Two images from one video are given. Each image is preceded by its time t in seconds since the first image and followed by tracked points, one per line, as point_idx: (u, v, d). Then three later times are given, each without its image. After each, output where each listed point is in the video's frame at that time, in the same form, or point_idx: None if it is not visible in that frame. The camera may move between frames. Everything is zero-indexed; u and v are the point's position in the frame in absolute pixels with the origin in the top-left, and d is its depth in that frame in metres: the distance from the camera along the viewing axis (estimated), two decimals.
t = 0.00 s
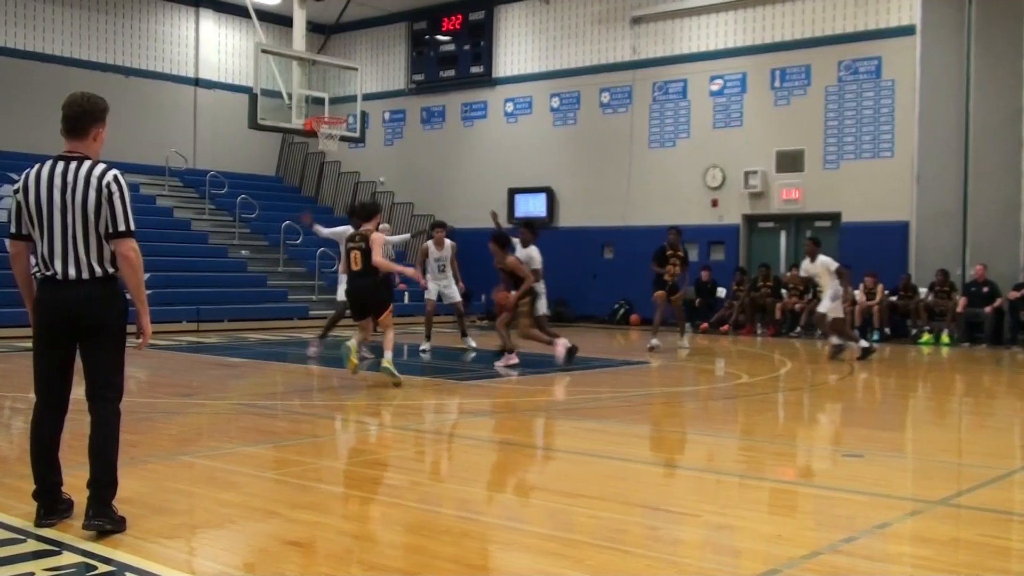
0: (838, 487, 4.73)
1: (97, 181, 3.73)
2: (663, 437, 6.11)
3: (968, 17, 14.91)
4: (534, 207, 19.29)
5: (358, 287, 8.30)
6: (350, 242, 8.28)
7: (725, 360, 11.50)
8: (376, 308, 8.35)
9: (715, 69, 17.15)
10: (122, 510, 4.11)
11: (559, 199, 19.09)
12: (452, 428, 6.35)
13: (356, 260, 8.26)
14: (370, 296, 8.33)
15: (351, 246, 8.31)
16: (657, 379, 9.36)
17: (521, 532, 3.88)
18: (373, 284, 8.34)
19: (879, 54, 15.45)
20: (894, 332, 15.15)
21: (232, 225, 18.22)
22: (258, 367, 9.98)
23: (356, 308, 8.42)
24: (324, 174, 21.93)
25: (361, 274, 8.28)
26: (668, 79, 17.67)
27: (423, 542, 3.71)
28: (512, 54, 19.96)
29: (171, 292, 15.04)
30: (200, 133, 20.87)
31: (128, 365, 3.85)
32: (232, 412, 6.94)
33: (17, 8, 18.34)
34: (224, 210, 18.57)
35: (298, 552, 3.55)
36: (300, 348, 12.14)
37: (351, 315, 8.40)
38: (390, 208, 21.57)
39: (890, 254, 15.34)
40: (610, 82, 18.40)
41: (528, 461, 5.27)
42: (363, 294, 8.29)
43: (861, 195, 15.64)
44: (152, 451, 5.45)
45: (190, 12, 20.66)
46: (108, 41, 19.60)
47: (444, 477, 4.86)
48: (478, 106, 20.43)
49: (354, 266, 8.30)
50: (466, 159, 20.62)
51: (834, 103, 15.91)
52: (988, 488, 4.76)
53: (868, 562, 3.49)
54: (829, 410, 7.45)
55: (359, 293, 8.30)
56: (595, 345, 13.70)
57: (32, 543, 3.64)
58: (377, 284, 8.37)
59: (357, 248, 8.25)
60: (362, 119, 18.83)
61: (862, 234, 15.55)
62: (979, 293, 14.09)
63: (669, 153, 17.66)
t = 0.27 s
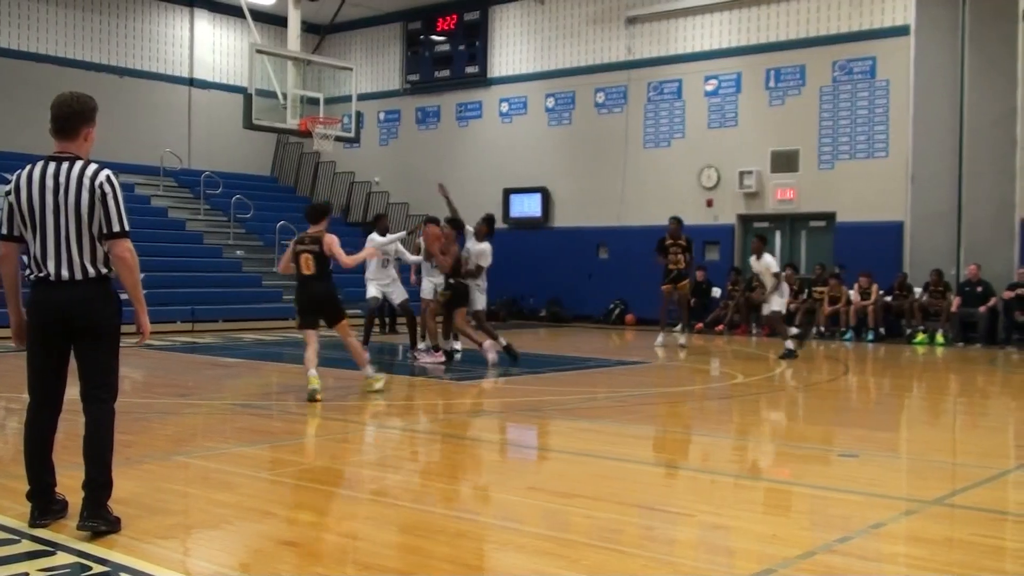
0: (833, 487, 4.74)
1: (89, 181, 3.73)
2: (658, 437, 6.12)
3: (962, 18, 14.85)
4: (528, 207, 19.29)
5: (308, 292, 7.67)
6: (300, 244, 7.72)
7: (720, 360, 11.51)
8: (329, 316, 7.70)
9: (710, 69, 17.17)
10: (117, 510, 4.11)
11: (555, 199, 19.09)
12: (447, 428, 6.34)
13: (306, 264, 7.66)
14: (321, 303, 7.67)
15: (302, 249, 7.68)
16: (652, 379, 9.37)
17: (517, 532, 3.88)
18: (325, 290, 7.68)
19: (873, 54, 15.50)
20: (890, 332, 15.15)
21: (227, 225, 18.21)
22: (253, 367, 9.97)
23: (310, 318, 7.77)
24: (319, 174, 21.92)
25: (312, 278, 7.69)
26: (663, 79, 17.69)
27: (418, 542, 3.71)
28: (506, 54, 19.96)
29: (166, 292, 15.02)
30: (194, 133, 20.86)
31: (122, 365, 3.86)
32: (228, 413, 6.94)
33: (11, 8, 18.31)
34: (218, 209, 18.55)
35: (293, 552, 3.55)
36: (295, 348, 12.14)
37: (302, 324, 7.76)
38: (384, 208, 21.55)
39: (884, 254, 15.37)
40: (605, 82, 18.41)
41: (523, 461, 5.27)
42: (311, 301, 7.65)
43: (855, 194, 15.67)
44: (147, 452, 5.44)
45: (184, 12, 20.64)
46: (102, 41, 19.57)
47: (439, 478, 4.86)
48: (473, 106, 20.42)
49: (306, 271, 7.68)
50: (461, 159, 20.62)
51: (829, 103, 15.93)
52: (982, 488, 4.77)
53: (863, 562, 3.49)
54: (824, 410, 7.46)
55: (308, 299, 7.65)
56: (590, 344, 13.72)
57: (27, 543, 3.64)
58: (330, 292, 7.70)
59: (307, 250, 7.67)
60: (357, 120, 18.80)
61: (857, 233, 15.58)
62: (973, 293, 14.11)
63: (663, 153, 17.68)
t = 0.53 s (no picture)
0: (828, 487, 4.75)
1: (83, 182, 3.72)
2: (653, 437, 6.12)
3: (958, 19, 14.92)
4: (525, 208, 19.29)
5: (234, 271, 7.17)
6: (237, 219, 7.15)
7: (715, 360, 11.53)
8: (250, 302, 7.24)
9: (705, 69, 17.18)
10: (112, 511, 4.10)
11: (551, 199, 19.10)
12: (442, 429, 6.35)
13: (241, 243, 7.14)
14: (246, 286, 7.19)
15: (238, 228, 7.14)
16: (648, 379, 9.37)
17: (513, 532, 3.88)
18: (253, 274, 7.22)
19: (868, 54, 15.53)
20: (885, 333, 15.16)
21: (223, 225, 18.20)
22: (249, 367, 9.97)
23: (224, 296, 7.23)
24: (314, 174, 21.90)
25: (242, 258, 7.18)
26: (659, 79, 17.70)
27: (414, 542, 3.71)
28: (502, 54, 19.96)
29: (161, 292, 15.01)
30: (190, 133, 20.83)
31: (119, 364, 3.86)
32: (223, 413, 6.93)
33: (7, 8, 18.28)
34: (214, 210, 18.54)
35: (289, 552, 3.55)
36: (291, 348, 12.14)
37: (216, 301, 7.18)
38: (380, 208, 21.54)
39: (881, 254, 15.38)
40: (601, 83, 18.42)
41: (519, 461, 5.28)
42: (236, 282, 7.16)
43: (851, 194, 15.69)
44: (142, 452, 5.43)
45: (180, 12, 20.61)
46: (98, 41, 19.55)
47: (437, 477, 4.86)
48: (469, 106, 20.41)
49: (237, 249, 7.14)
50: (456, 159, 20.61)
51: (824, 102, 15.94)
52: (978, 487, 4.78)
53: (860, 562, 3.49)
54: (819, 410, 7.47)
55: (234, 279, 7.15)
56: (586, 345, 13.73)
57: (22, 544, 3.63)
58: (256, 276, 7.24)
59: (244, 227, 7.14)
60: (353, 120, 18.77)
61: (853, 233, 15.60)
62: (969, 293, 14.15)
63: (659, 153, 17.68)
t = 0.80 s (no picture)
0: (826, 487, 4.75)
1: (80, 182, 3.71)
2: (652, 437, 6.12)
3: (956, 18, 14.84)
4: (523, 207, 19.30)
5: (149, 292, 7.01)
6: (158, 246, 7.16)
7: (713, 360, 11.52)
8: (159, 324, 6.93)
9: (703, 69, 17.18)
10: (110, 511, 4.10)
11: (549, 199, 19.09)
12: (441, 429, 6.34)
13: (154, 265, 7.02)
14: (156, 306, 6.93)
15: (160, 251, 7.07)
16: (646, 379, 9.37)
17: (511, 533, 3.87)
18: (167, 296, 6.97)
19: (866, 54, 15.55)
20: (884, 333, 15.14)
21: (221, 225, 18.20)
22: (248, 367, 9.97)
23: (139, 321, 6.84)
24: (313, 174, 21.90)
25: (154, 278, 6.99)
26: (657, 79, 17.70)
27: (413, 542, 3.71)
28: (500, 54, 19.94)
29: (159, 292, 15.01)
30: (188, 133, 20.82)
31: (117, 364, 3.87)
32: (222, 413, 6.93)
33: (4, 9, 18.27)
34: (213, 210, 18.54)
35: (286, 552, 3.55)
36: (290, 348, 12.14)
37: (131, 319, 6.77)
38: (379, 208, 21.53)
39: (880, 254, 15.41)
40: (599, 82, 18.42)
41: (518, 461, 5.28)
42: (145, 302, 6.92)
43: (850, 194, 15.70)
44: (141, 452, 5.43)
45: (177, 12, 20.61)
46: (95, 41, 19.54)
47: (436, 477, 4.86)
48: (467, 105, 20.41)
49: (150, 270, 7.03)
50: (454, 158, 20.61)
51: (822, 102, 15.96)
52: (976, 488, 4.77)
53: (858, 562, 3.49)
54: (818, 410, 7.47)
55: (144, 298, 6.94)
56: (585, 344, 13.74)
57: (19, 543, 3.63)
58: (168, 298, 6.97)
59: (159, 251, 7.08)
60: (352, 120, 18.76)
61: (851, 233, 15.63)
62: (966, 292, 14.12)
63: (657, 152, 17.68)
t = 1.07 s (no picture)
0: (826, 487, 4.75)
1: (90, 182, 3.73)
2: (652, 437, 6.12)
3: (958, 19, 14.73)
4: (524, 207, 19.31)
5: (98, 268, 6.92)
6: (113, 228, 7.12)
7: (714, 361, 11.52)
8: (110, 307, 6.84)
9: (705, 69, 17.18)
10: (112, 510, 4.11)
11: (550, 199, 19.10)
12: (442, 429, 6.35)
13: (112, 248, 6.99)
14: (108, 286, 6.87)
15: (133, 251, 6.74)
16: (646, 379, 9.37)
17: (511, 532, 3.88)
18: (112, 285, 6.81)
19: (868, 55, 15.55)
20: (885, 333, 15.14)
21: (223, 224, 18.21)
22: (249, 366, 9.98)
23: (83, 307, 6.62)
24: (314, 174, 21.92)
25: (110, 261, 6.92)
26: (658, 79, 17.70)
27: (413, 542, 3.71)
28: (502, 54, 19.94)
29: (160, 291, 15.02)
30: (190, 133, 20.82)
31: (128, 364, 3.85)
32: (223, 412, 6.94)
33: (6, 7, 18.27)
34: (214, 209, 18.55)
35: (286, 551, 3.56)
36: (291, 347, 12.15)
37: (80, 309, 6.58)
38: (380, 207, 21.53)
39: (880, 254, 15.41)
40: (600, 82, 18.42)
41: (519, 460, 5.28)
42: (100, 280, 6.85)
43: (850, 195, 15.70)
44: (142, 451, 5.44)
45: (179, 12, 20.62)
46: (96, 40, 19.54)
47: (437, 477, 4.87)
48: (468, 105, 20.42)
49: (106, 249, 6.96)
50: (455, 158, 20.62)
51: (823, 102, 15.96)
52: (976, 489, 4.77)
53: (857, 563, 3.50)
54: (818, 411, 7.48)
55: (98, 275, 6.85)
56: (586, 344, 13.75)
57: (21, 541, 3.63)
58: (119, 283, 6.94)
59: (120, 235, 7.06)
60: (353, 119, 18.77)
61: (852, 234, 15.63)
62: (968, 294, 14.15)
63: (659, 153, 17.68)
